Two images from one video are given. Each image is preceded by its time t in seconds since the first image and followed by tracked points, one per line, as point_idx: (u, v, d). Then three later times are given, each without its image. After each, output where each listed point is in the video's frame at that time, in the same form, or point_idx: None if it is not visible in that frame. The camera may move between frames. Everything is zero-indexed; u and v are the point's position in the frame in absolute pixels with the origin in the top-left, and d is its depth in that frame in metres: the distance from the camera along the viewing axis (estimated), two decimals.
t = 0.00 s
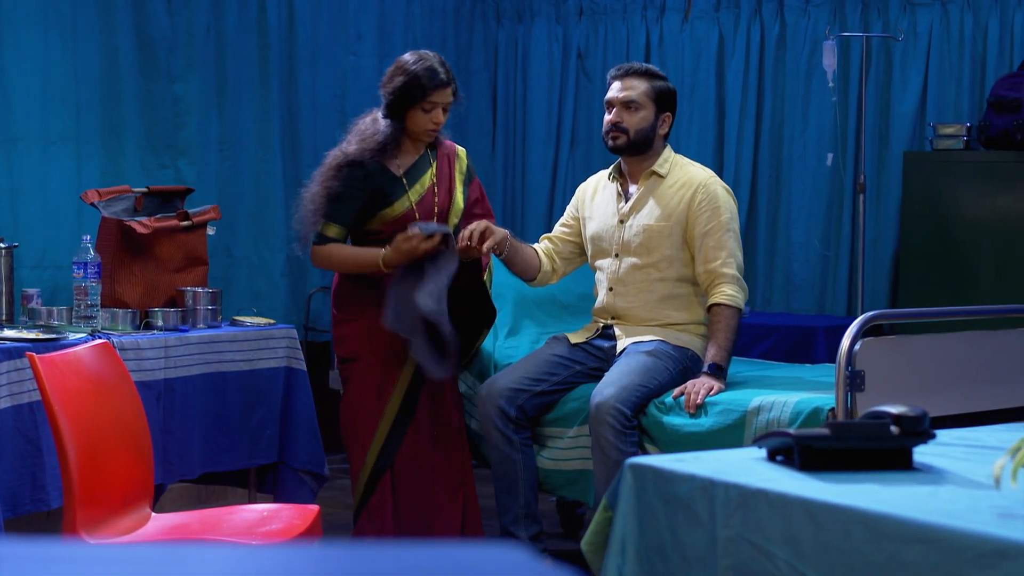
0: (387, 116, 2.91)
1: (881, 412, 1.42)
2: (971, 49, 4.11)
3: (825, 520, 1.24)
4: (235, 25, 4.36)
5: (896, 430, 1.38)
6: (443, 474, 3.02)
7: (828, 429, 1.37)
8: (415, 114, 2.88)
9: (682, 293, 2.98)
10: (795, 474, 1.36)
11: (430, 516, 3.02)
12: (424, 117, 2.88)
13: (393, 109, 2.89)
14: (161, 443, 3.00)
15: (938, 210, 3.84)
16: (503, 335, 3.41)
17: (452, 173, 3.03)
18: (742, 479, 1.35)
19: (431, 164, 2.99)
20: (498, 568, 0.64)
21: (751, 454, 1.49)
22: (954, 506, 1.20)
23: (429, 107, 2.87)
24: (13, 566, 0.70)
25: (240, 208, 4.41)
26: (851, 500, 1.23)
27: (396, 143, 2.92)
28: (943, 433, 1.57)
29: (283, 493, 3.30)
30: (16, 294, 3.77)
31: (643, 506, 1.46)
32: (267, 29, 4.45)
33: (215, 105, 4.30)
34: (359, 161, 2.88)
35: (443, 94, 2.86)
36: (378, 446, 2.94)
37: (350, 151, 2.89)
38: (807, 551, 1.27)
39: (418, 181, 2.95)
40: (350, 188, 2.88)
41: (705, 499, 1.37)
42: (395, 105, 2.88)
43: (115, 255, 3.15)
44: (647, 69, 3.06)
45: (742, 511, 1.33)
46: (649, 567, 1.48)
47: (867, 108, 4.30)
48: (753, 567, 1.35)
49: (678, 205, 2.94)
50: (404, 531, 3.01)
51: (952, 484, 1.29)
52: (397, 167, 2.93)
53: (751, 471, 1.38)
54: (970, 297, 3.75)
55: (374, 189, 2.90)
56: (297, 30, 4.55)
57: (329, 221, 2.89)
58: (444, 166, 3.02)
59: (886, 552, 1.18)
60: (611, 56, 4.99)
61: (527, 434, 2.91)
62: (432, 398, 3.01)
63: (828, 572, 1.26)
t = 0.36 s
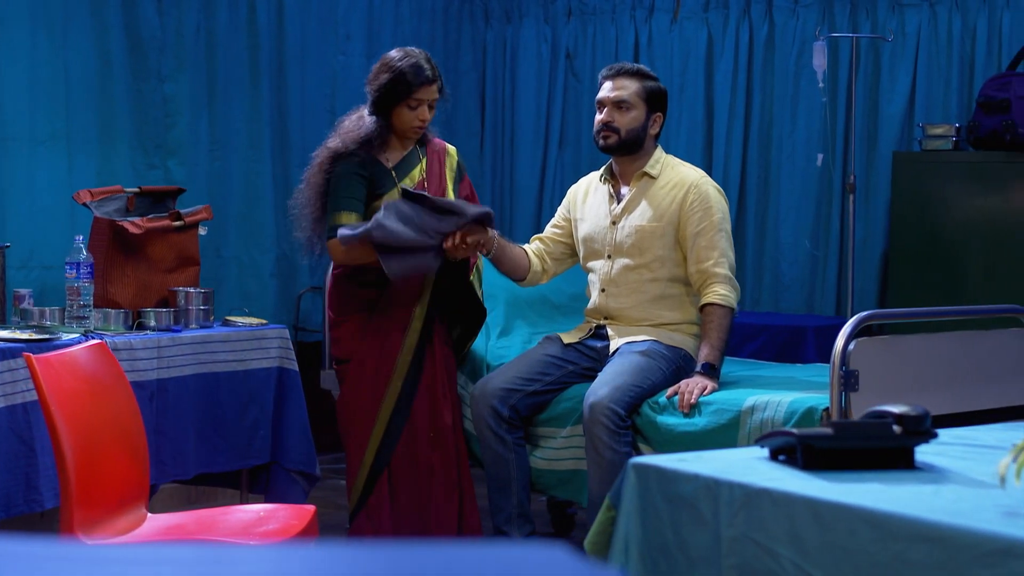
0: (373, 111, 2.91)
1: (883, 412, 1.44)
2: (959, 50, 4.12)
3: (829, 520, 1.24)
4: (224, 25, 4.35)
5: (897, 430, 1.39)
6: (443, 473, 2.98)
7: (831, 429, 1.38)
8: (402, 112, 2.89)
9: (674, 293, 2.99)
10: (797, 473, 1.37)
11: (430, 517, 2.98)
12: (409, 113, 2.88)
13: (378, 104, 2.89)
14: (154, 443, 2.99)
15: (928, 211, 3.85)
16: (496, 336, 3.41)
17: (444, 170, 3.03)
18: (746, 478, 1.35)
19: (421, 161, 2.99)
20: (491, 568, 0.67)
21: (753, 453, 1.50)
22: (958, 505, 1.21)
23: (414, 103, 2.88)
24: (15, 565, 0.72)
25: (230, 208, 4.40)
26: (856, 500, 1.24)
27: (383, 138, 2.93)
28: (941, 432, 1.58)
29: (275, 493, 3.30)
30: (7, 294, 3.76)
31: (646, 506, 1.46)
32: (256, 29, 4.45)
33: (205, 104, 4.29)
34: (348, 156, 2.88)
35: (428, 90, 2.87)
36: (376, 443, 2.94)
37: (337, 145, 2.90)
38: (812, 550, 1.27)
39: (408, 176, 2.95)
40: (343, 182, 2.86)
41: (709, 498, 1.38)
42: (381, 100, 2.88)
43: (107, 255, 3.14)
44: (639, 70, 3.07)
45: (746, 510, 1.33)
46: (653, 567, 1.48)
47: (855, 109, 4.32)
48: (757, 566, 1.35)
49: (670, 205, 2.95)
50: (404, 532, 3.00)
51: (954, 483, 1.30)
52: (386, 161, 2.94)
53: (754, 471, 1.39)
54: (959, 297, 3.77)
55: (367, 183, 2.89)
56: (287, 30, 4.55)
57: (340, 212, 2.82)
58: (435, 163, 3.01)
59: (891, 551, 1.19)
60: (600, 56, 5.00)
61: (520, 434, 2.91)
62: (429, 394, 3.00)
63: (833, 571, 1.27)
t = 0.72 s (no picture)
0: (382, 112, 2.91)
1: (883, 411, 1.45)
2: (946, 51, 4.14)
3: (833, 519, 1.25)
4: (212, 25, 4.34)
5: (898, 429, 1.40)
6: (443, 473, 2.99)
7: (832, 428, 1.39)
8: (410, 113, 2.89)
9: (665, 293, 3.00)
10: (798, 473, 1.38)
11: (430, 516, 3.00)
12: (417, 115, 2.88)
13: (387, 105, 2.89)
14: (147, 444, 2.98)
15: (915, 211, 3.87)
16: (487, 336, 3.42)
17: (453, 169, 3.02)
18: (749, 477, 1.36)
19: (431, 161, 2.98)
20: (497, 558, 0.67)
21: (754, 452, 1.51)
22: (962, 504, 1.22)
23: (422, 104, 2.88)
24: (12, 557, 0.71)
25: (217, 208, 4.39)
26: (859, 498, 1.25)
27: (392, 139, 2.93)
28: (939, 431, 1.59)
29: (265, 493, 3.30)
30: None
31: (649, 505, 1.47)
32: (244, 28, 4.44)
33: (192, 103, 4.28)
34: (358, 158, 2.88)
35: (437, 91, 2.87)
36: (381, 444, 2.95)
37: (347, 148, 2.90)
38: (815, 549, 1.28)
39: (418, 177, 2.94)
40: (352, 185, 2.86)
41: (712, 497, 1.38)
42: (389, 102, 2.88)
43: (98, 255, 3.13)
44: (629, 70, 3.08)
45: (750, 508, 1.34)
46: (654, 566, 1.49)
47: (842, 109, 4.33)
48: (760, 564, 1.36)
49: (661, 205, 2.96)
50: (403, 531, 3.01)
51: (955, 482, 1.31)
52: (396, 161, 2.93)
53: (756, 470, 1.40)
54: (946, 297, 3.78)
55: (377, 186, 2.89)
56: (274, 29, 4.54)
57: (349, 218, 2.85)
58: (445, 163, 3.00)
59: (895, 549, 1.20)
60: (587, 57, 5.00)
61: (512, 433, 2.91)
62: (435, 396, 2.99)
63: (836, 569, 1.27)
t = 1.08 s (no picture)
0: (388, 113, 2.92)
1: (883, 410, 1.46)
2: (934, 51, 4.15)
3: (837, 518, 1.26)
4: (201, 25, 4.33)
5: (899, 429, 1.41)
6: (444, 473, 2.98)
7: (832, 428, 1.40)
8: (414, 114, 2.88)
9: (658, 293, 3.00)
10: (801, 472, 1.39)
11: (429, 517, 2.99)
12: (421, 116, 2.88)
13: (392, 106, 2.90)
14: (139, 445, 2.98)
15: (904, 211, 3.88)
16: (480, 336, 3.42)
17: (461, 170, 3.02)
18: (752, 476, 1.37)
19: (438, 162, 2.98)
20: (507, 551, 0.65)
21: (756, 451, 1.52)
22: (966, 502, 1.22)
23: (426, 106, 2.87)
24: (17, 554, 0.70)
25: (206, 208, 4.38)
26: (862, 497, 1.26)
27: (397, 140, 2.93)
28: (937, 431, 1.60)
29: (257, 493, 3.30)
30: None
31: (651, 504, 1.47)
32: (233, 28, 4.43)
33: (182, 103, 4.27)
34: (363, 159, 2.90)
35: (441, 93, 2.86)
36: (382, 444, 2.96)
37: (353, 149, 2.92)
38: (819, 548, 1.29)
39: (424, 177, 2.94)
40: (358, 186, 2.88)
41: (715, 497, 1.39)
42: (394, 103, 2.88)
43: (90, 256, 3.13)
44: (622, 71, 3.08)
45: (753, 508, 1.35)
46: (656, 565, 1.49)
47: (830, 109, 4.35)
48: (763, 563, 1.37)
49: (654, 205, 2.97)
50: (403, 529, 3.02)
51: (956, 481, 1.32)
52: (402, 162, 2.93)
53: (759, 469, 1.41)
54: (932, 296, 3.80)
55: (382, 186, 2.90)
56: (263, 29, 4.54)
57: (354, 219, 2.86)
58: (453, 164, 3.01)
59: (900, 548, 1.20)
60: (574, 57, 5.01)
61: (504, 433, 2.90)
62: (439, 396, 2.99)
63: (839, 568, 1.28)
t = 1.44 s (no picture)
0: (387, 115, 2.94)
1: (881, 411, 1.47)
2: (920, 52, 4.17)
3: (838, 517, 1.27)
4: (189, 24, 4.32)
5: (898, 428, 1.42)
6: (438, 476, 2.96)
7: (831, 428, 1.40)
8: (412, 117, 2.89)
9: (649, 293, 3.01)
10: (801, 472, 1.39)
11: (423, 517, 2.98)
12: (418, 118, 2.88)
13: (391, 109, 2.91)
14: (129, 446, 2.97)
15: (891, 211, 3.90)
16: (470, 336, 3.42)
17: (462, 172, 3.01)
18: (752, 476, 1.38)
19: (439, 164, 2.98)
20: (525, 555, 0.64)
21: (755, 451, 1.53)
22: (968, 502, 1.23)
23: (423, 108, 2.87)
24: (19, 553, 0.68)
25: (194, 208, 4.37)
26: (863, 496, 1.26)
27: (396, 142, 2.94)
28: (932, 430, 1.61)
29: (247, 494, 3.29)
30: None
31: (650, 505, 1.48)
32: (221, 28, 4.43)
33: (171, 103, 4.26)
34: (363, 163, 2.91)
35: (438, 95, 2.87)
36: (378, 444, 2.97)
37: (353, 153, 2.93)
38: (820, 547, 1.30)
39: (424, 179, 2.94)
40: (359, 191, 2.89)
41: (715, 497, 1.40)
42: (392, 105, 2.90)
43: (81, 256, 3.12)
44: (613, 72, 3.09)
45: (754, 508, 1.36)
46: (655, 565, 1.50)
47: (816, 110, 4.37)
48: (762, 562, 1.37)
49: (645, 206, 2.98)
50: (399, 530, 3.01)
51: (955, 480, 1.33)
52: (400, 164, 2.94)
53: (758, 469, 1.41)
54: (919, 296, 3.82)
55: (380, 188, 2.91)
56: (251, 29, 4.53)
57: (358, 226, 2.89)
58: (453, 167, 3.00)
59: (903, 547, 1.21)
60: (561, 58, 5.02)
61: (495, 433, 2.90)
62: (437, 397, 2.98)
63: (840, 567, 1.29)
